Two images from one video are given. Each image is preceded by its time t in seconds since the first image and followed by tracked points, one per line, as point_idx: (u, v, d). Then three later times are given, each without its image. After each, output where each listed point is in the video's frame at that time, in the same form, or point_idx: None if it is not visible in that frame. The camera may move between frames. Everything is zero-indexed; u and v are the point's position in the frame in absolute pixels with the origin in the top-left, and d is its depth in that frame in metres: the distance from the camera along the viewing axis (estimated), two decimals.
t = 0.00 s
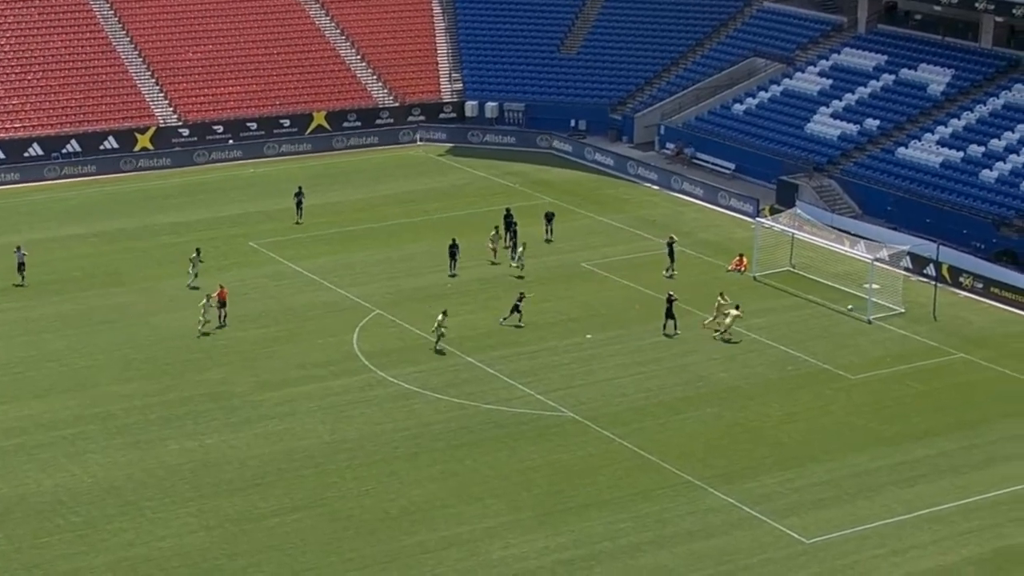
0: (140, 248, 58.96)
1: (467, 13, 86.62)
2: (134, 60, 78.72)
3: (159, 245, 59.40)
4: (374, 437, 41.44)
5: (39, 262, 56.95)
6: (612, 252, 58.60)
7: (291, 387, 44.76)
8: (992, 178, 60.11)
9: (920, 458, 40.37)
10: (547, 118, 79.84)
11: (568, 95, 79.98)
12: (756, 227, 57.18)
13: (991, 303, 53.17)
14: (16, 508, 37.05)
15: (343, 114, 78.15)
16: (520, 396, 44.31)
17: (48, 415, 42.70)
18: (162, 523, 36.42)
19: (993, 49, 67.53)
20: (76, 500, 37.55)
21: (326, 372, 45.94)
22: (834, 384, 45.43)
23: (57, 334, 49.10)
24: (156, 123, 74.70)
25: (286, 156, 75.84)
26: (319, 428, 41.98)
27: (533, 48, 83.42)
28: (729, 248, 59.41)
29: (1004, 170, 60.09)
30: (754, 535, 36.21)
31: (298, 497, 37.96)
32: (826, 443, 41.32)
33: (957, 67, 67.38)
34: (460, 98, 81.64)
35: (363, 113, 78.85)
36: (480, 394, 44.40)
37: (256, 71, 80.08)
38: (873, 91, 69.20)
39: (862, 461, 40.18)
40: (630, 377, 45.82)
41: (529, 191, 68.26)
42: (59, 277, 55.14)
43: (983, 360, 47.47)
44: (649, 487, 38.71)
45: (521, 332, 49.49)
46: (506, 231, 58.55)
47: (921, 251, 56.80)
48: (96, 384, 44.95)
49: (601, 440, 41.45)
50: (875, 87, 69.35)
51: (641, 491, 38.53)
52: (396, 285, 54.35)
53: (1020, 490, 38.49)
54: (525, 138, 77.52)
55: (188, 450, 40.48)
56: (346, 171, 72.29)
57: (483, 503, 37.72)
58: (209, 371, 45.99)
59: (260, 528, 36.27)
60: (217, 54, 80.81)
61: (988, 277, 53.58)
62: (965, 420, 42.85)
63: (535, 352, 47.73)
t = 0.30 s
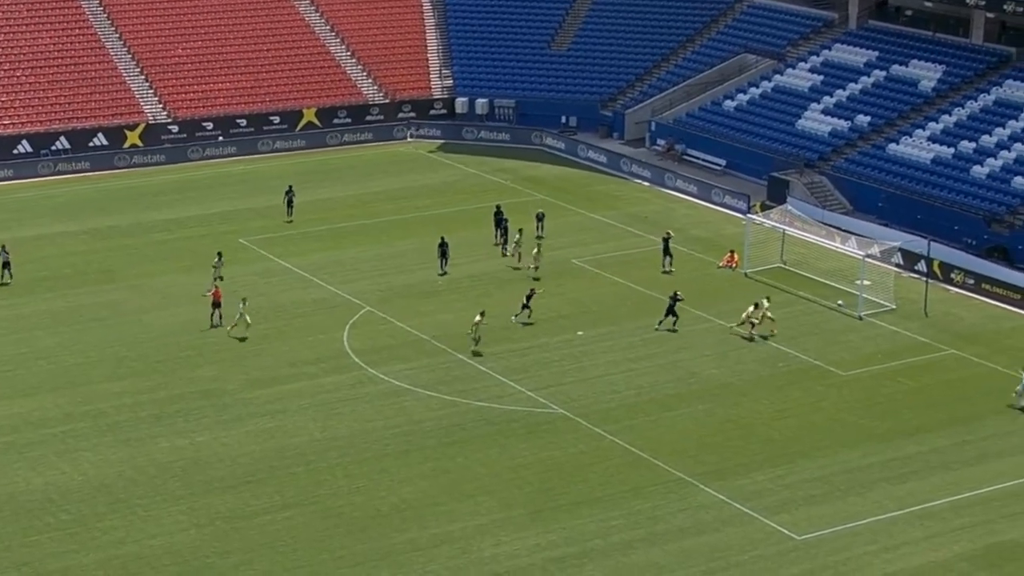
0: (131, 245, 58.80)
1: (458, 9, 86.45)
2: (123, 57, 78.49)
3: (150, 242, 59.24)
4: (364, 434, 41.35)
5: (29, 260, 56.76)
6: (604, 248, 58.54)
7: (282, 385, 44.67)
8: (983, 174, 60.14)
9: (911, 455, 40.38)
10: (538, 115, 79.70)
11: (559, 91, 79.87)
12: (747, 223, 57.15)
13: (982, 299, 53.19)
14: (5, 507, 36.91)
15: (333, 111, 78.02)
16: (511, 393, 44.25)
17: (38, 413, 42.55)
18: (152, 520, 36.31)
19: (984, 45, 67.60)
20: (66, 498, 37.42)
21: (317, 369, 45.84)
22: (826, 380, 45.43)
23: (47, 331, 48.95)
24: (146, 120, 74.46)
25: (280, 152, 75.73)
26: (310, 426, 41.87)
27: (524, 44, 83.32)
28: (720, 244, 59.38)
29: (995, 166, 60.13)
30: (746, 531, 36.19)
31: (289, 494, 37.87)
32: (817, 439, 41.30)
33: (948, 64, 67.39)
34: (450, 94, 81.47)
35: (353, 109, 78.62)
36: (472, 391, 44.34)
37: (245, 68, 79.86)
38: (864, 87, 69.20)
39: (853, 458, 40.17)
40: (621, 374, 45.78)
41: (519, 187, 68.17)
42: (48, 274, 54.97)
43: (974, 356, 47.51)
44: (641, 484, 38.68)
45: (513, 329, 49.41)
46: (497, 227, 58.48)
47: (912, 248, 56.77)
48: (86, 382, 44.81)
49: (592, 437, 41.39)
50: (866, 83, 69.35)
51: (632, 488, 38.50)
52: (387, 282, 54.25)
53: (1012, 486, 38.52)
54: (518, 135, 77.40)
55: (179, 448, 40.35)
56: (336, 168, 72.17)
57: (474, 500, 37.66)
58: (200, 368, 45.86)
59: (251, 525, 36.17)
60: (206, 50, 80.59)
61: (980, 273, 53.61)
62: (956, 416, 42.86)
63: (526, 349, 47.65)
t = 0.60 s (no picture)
0: (117, 242, 58.61)
1: (445, 6, 86.36)
2: (110, 54, 78.26)
3: (136, 239, 59.07)
4: (352, 432, 41.26)
5: (14, 257, 56.55)
6: (591, 245, 58.52)
7: (269, 382, 44.56)
8: (971, 170, 60.23)
9: (899, 451, 40.43)
10: (525, 112, 79.61)
11: (546, 88, 79.79)
12: (735, 220, 57.16)
13: (969, 296, 53.27)
14: None
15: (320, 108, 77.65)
16: (499, 390, 44.20)
17: (25, 411, 42.39)
18: (140, 519, 36.20)
19: (971, 41, 67.72)
20: (53, 496, 37.28)
21: (304, 367, 45.74)
22: (813, 377, 45.47)
23: (33, 329, 48.76)
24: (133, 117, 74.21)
25: (272, 149, 75.62)
26: (297, 423, 41.78)
27: (512, 40, 83.24)
28: (708, 241, 59.39)
29: (982, 162, 60.23)
30: (734, 528, 36.20)
31: (276, 492, 37.79)
32: (805, 436, 41.33)
33: (935, 60, 67.50)
34: (438, 91, 81.35)
35: (341, 106, 78.25)
36: (459, 388, 44.30)
37: (233, 65, 79.64)
38: (851, 84, 69.27)
39: (841, 454, 40.22)
40: (609, 371, 45.77)
41: (506, 184, 68.11)
42: (34, 272, 54.76)
43: (962, 352, 47.59)
44: (629, 481, 38.67)
45: (501, 326, 49.36)
46: (485, 224, 58.42)
47: (899, 244, 56.82)
48: (73, 380, 44.66)
49: (580, 434, 41.37)
50: (853, 80, 69.43)
51: (621, 484, 38.49)
52: (373, 279, 54.16)
53: (999, 482, 38.60)
54: (508, 132, 77.34)
55: (166, 446, 40.23)
56: (323, 165, 72.05)
57: (462, 497, 37.62)
58: (187, 366, 45.74)
59: (239, 523, 36.08)
60: (193, 47, 80.38)
61: (967, 269, 53.71)
62: (944, 412, 42.93)
63: (514, 346, 47.61)
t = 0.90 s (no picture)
0: (102, 239, 58.49)
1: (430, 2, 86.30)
2: (94, 51, 78.07)
3: (121, 236, 58.95)
4: (337, 428, 41.26)
5: None
6: (576, 240, 58.57)
7: (255, 378, 44.53)
8: (954, 165, 60.40)
9: (883, 446, 40.58)
10: (509, 108, 79.56)
11: (531, 84, 79.74)
12: (719, 215, 57.26)
13: (953, 290, 53.45)
14: None
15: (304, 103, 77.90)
16: (484, 385, 44.25)
17: (9, 408, 42.29)
18: (125, 515, 36.16)
19: (955, 37, 67.90)
20: (38, 493, 37.21)
21: (289, 363, 45.71)
22: (798, 372, 45.60)
23: (17, 326, 48.64)
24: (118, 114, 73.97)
25: (261, 145, 75.63)
26: (282, 419, 41.75)
27: (496, 36, 83.22)
28: (692, 236, 59.49)
29: (965, 158, 60.38)
30: (718, 523, 36.31)
31: (262, 488, 37.79)
32: (789, 431, 41.45)
33: (918, 55, 67.68)
34: (422, 87, 81.24)
35: (325, 103, 78.45)
36: (445, 383, 44.33)
37: (217, 61, 79.47)
38: (835, 79, 69.42)
39: (826, 449, 40.36)
40: (594, 366, 45.83)
41: (491, 180, 68.16)
42: (19, 269, 54.60)
43: (945, 346, 47.76)
44: (614, 476, 38.75)
45: (487, 322, 49.39)
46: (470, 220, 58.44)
47: (883, 239, 56.98)
48: (58, 376, 44.57)
49: (565, 429, 41.42)
50: (837, 76, 69.59)
51: (606, 480, 38.57)
52: (358, 275, 54.12)
53: (982, 476, 38.78)
54: (496, 129, 77.29)
55: (151, 442, 40.19)
56: (307, 161, 71.98)
57: (448, 493, 37.66)
58: (172, 363, 45.67)
59: (224, 520, 36.08)
60: (177, 43, 80.21)
61: (951, 264, 53.89)
62: (927, 407, 43.09)
63: (499, 342, 47.63)
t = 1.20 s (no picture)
0: (80, 234, 58.32)
1: None
2: (72, 46, 77.81)
3: (99, 231, 58.79)
4: (316, 422, 41.29)
5: None
6: (553, 234, 58.69)
7: (233, 373, 44.52)
8: (929, 158, 60.72)
9: (860, 437, 40.85)
10: (486, 102, 79.59)
11: (508, 78, 79.75)
12: (696, 209, 57.46)
13: (929, 283, 53.79)
14: None
15: (282, 98, 77.84)
16: (462, 379, 44.35)
17: None
18: (104, 510, 36.15)
19: (930, 31, 68.14)
20: (16, 488, 37.16)
21: (267, 358, 45.70)
22: (774, 364, 45.83)
23: None
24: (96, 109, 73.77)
25: (242, 139, 75.48)
26: (261, 414, 41.76)
27: (473, 31, 83.18)
28: (670, 230, 59.67)
29: (941, 151, 60.72)
30: (696, 515, 36.51)
31: (241, 483, 37.81)
32: (766, 423, 41.67)
33: (894, 49, 67.99)
34: (400, 81, 81.17)
35: (302, 97, 78.43)
36: (423, 377, 44.42)
37: (195, 56, 79.25)
38: (811, 73, 69.68)
39: (803, 441, 40.59)
40: (573, 359, 45.96)
41: (468, 174, 68.21)
42: None
43: (921, 339, 48.06)
44: (592, 469, 38.90)
45: (465, 316, 49.46)
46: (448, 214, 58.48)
47: (860, 232, 57.24)
48: (37, 372, 44.46)
49: (543, 422, 41.55)
50: (812, 69, 69.86)
51: (584, 472, 38.73)
52: (337, 270, 54.12)
53: (958, 468, 39.08)
54: (480, 124, 77.21)
55: (130, 437, 40.16)
56: (285, 156, 71.89)
57: (427, 487, 37.75)
58: (151, 357, 45.61)
59: (203, 514, 36.11)
60: (154, 38, 79.97)
61: (927, 257, 54.21)
62: (904, 399, 43.38)
63: (477, 336, 47.72)
